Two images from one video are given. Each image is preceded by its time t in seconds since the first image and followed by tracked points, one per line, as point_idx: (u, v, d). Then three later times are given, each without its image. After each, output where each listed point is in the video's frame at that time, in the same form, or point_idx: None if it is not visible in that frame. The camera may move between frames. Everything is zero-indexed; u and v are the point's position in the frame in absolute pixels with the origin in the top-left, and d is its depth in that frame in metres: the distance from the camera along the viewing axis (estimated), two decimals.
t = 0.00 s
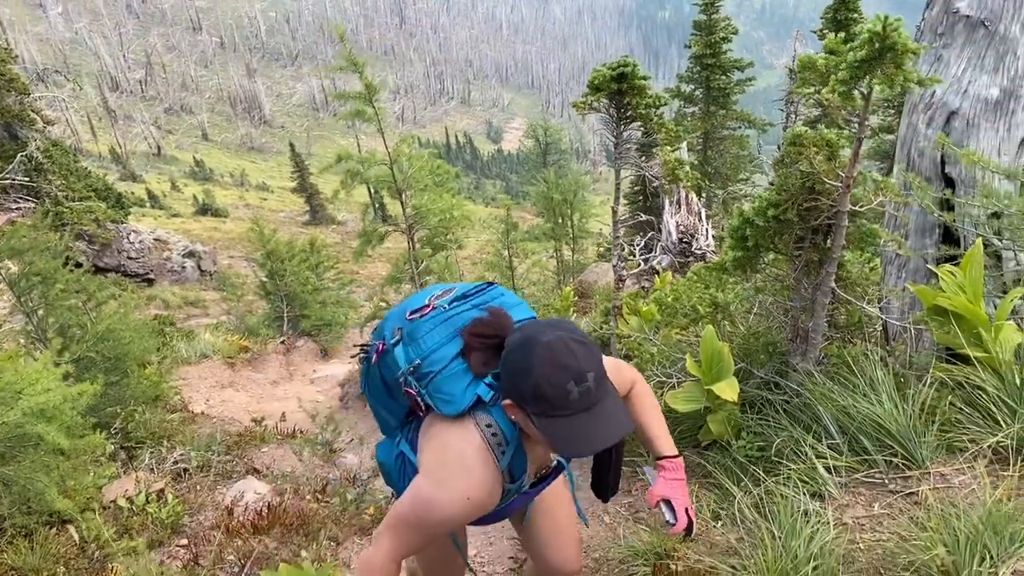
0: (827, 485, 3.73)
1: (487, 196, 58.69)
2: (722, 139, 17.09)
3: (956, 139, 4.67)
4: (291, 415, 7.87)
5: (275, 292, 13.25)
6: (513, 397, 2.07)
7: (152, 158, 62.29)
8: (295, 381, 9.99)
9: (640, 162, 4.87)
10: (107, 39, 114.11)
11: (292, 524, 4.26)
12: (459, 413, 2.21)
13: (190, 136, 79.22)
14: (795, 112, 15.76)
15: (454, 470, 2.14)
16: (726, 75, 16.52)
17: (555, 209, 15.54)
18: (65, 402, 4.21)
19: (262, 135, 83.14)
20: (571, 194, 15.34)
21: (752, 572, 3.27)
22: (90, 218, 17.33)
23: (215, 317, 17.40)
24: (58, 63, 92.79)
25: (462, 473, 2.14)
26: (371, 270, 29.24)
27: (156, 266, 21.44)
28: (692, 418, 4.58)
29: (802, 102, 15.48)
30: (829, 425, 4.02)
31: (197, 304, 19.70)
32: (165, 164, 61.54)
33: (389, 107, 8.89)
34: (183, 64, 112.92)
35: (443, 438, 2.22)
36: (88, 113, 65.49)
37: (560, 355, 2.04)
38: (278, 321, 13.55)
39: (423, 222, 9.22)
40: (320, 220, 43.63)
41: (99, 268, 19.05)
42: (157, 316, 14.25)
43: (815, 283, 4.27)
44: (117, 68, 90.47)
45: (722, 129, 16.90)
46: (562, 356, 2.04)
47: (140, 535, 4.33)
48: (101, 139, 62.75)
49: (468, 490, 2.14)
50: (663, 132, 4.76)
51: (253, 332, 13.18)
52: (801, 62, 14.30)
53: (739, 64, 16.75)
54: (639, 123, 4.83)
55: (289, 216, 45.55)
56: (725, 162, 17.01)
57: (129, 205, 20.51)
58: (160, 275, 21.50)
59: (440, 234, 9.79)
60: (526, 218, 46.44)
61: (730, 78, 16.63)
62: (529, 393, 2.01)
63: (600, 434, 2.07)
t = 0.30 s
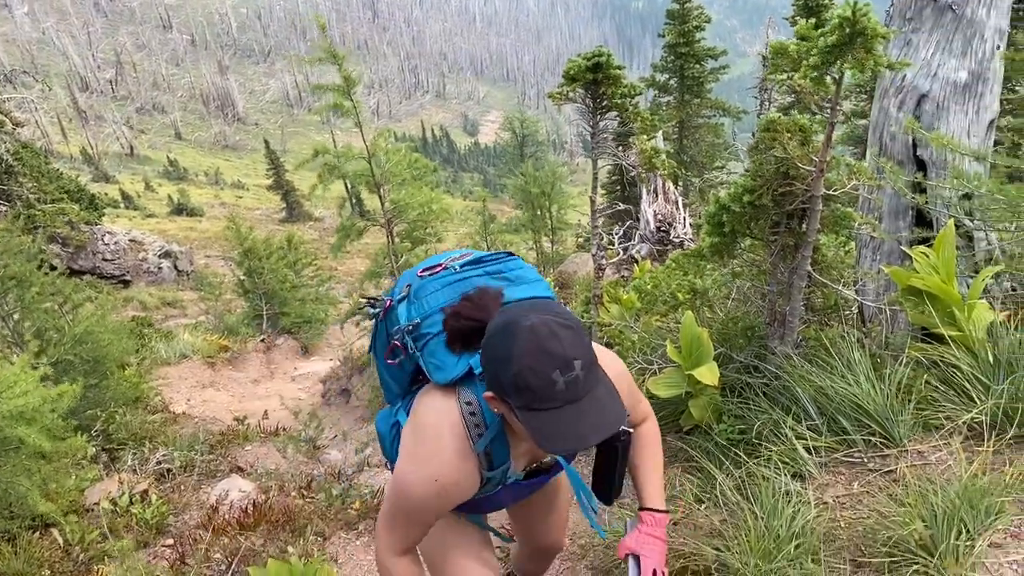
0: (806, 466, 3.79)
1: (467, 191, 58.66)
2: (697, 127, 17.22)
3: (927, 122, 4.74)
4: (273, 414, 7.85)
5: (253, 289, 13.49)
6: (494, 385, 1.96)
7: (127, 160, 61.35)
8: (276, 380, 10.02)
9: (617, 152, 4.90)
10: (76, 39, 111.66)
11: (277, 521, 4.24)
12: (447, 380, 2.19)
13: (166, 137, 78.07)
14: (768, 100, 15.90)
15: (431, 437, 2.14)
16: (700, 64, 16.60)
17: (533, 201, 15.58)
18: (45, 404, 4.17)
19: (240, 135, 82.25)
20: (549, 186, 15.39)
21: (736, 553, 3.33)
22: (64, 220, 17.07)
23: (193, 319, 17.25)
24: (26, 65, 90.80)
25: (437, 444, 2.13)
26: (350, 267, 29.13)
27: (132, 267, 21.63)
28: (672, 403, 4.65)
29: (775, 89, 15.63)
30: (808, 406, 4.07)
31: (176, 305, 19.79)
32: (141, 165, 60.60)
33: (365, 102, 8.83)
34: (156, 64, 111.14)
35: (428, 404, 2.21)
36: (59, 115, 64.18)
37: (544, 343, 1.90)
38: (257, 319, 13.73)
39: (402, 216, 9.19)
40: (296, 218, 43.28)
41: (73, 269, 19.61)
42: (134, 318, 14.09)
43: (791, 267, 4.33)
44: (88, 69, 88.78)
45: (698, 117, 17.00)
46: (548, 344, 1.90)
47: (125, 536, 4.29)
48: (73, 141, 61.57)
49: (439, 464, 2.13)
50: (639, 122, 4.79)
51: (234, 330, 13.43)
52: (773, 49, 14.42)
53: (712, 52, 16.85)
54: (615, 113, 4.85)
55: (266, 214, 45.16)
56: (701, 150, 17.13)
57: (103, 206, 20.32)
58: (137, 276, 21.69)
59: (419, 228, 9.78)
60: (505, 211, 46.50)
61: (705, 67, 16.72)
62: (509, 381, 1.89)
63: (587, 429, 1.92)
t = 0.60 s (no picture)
0: (787, 443, 3.84)
1: (444, 183, 58.59)
2: (670, 113, 17.32)
3: (897, 102, 4.79)
4: (256, 410, 7.81)
5: (230, 286, 13.36)
6: (486, 448, 1.76)
7: (98, 160, 60.17)
8: (256, 375, 10.10)
9: (593, 139, 4.91)
10: (40, 37, 108.59)
11: (264, 516, 4.23)
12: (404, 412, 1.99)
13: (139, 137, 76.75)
14: (740, 84, 16.06)
15: (390, 474, 1.95)
16: (672, 49, 16.67)
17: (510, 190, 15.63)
18: (23, 406, 4.11)
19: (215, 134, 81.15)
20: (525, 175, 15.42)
21: (720, 531, 3.42)
22: (33, 221, 16.73)
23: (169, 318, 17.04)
24: None
25: (396, 484, 1.94)
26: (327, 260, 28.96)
27: (106, 267, 21.54)
28: (654, 386, 4.69)
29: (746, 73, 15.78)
30: (787, 385, 4.13)
31: (151, 304, 19.71)
32: (112, 165, 59.46)
33: (338, 94, 8.74)
34: (126, 63, 109.05)
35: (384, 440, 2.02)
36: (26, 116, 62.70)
37: (538, 394, 1.74)
38: (236, 316, 13.65)
39: (379, 208, 9.15)
40: (271, 213, 42.86)
41: (45, 270, 19.31)
42: (108, 319, 13.88)
43: (767, 249, 4.37)
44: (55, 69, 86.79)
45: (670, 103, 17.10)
46: (545, 396, 1.75)
47: (109, 536, 4.25)
48: (42, 142, 60.20)
49: (400, 502, 1.93)
50: (614, 108, 4.79)
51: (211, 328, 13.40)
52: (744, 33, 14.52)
53: (684, 38, 16.93)
54: (590, 100, 4.85)
55: (240, 211, 44.65)
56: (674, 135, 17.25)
57: (73, 207, 19.95)
58: (111, 275, 21.63)
59: (397, 220, 9.74)
60: (482, 202, 46.52)
61: (677, 52, 16.80)
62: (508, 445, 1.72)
63: (597, 462, 1.90)
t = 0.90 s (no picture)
0: (761, 421, 3.88)
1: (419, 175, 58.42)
2: (638, 97, 17.35)
3: (862, 80, 4.84)
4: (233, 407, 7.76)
5: (202, 283, 13.22)
6: (496, 474, 1.54)
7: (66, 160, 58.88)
8: (231, 371, 10.04)
9: (562, 125, 4.90)
10: None
11: (243, 512, 4.21)
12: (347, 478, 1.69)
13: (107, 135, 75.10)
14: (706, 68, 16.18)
15: (357, 549, 1.61)
16: (639, 34, 16.70)
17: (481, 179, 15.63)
18: None
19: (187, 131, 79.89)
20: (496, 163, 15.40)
21: (698, 510, 3.46)
22: None
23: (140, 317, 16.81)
24: None
25: (364, 557, 1.59)
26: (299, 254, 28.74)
27: (73, 267, 21.36)
28: (630, 368, 4.72)
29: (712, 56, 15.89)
30: (760, 364, 4.18)
31: (121, 304, 19.45)
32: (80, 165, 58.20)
33: (305, 86, 8.64)
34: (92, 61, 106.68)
35: (337, 514, 1.69)
36: None
37: (527, 386, 1.59)
38: (208, 312, 13.64)
39: (350, 200, 9.08)
40: (240, 208, 42.37)
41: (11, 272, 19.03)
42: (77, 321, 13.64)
43: (738, 229, 4.41)
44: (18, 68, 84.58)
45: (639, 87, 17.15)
46: (534, 386, 1.60)
47: (86, 538, 4.20)
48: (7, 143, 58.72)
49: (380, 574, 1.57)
50: (581, 93, 4.79)
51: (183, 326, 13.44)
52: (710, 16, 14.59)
53: (651, 22, 16.97)
54: (558, 85, 4.84)
55: (210, 207, 44.08)
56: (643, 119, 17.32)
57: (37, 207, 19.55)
58: (79, 275, 21.45)
59: (368, 211, 9.68)
60: (454, 191, 46.50)
61: (644, 36, 16.84)
62: (526, 453, 1.54)
63: (600, 426, 1.83)
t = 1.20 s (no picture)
0: (733, 399, 3.92)
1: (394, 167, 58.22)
2: (606, 80, 17.39)
3: (825, 57, 4.86)
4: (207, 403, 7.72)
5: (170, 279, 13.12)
6: (526, 462, 1.56)
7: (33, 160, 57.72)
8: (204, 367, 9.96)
9: (528, 109, 4.89)
10: None
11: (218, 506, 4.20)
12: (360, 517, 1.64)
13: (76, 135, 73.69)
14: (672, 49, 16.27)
15: None
16: (604, 16, 16.72)
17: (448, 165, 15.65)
18: None
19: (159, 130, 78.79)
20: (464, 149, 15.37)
21: (673, 488, 3.48)
22: None
23: (110, 317, 16.60)
24: None
25: None
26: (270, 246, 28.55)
27: (38, 266, 21.31)
28: (602, 351, 4.72)
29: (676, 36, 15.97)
30: (731, 341, 4.20)
31: (89, 302, 19.24)
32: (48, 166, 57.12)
33: (269, 75, 8.54)
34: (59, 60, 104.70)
35: (362, 554, 1.67)
36: None
37: (553, 370, 1.60)
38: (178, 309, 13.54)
39: (318, 189, 9.00)
40: (208, 203, 41.87)
41: None
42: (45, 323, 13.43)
43: (706, 208, 4.43)
44: None
45: (605, 70, 17.19)
46: (560, 370, 1.62)
47: (59, 540, 4.16)
48: None
49: None
50: (545, 74, 4.77)
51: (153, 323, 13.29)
52: None
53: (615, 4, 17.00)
54: (522, 68, 4.82)
55: (178, 203, 43.50)
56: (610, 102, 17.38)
57: None
58: (44, 274, 21.38)
59: (338, 201, 9.62)
60: (425, 180, 46.45)
61: (609, 18, 16.86)
62: (554, 441, 1.57)
63: (624, 408, 1.87)
